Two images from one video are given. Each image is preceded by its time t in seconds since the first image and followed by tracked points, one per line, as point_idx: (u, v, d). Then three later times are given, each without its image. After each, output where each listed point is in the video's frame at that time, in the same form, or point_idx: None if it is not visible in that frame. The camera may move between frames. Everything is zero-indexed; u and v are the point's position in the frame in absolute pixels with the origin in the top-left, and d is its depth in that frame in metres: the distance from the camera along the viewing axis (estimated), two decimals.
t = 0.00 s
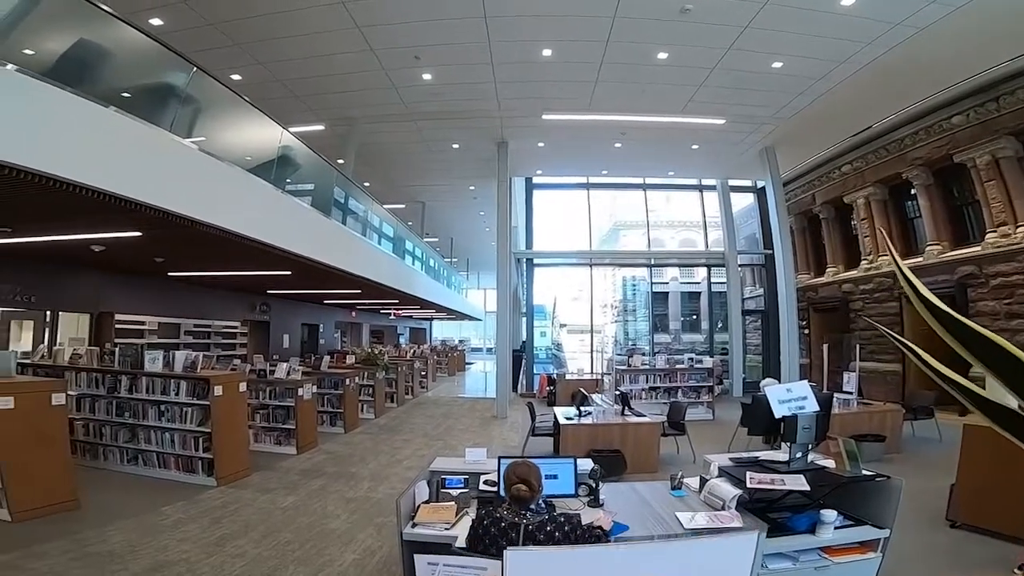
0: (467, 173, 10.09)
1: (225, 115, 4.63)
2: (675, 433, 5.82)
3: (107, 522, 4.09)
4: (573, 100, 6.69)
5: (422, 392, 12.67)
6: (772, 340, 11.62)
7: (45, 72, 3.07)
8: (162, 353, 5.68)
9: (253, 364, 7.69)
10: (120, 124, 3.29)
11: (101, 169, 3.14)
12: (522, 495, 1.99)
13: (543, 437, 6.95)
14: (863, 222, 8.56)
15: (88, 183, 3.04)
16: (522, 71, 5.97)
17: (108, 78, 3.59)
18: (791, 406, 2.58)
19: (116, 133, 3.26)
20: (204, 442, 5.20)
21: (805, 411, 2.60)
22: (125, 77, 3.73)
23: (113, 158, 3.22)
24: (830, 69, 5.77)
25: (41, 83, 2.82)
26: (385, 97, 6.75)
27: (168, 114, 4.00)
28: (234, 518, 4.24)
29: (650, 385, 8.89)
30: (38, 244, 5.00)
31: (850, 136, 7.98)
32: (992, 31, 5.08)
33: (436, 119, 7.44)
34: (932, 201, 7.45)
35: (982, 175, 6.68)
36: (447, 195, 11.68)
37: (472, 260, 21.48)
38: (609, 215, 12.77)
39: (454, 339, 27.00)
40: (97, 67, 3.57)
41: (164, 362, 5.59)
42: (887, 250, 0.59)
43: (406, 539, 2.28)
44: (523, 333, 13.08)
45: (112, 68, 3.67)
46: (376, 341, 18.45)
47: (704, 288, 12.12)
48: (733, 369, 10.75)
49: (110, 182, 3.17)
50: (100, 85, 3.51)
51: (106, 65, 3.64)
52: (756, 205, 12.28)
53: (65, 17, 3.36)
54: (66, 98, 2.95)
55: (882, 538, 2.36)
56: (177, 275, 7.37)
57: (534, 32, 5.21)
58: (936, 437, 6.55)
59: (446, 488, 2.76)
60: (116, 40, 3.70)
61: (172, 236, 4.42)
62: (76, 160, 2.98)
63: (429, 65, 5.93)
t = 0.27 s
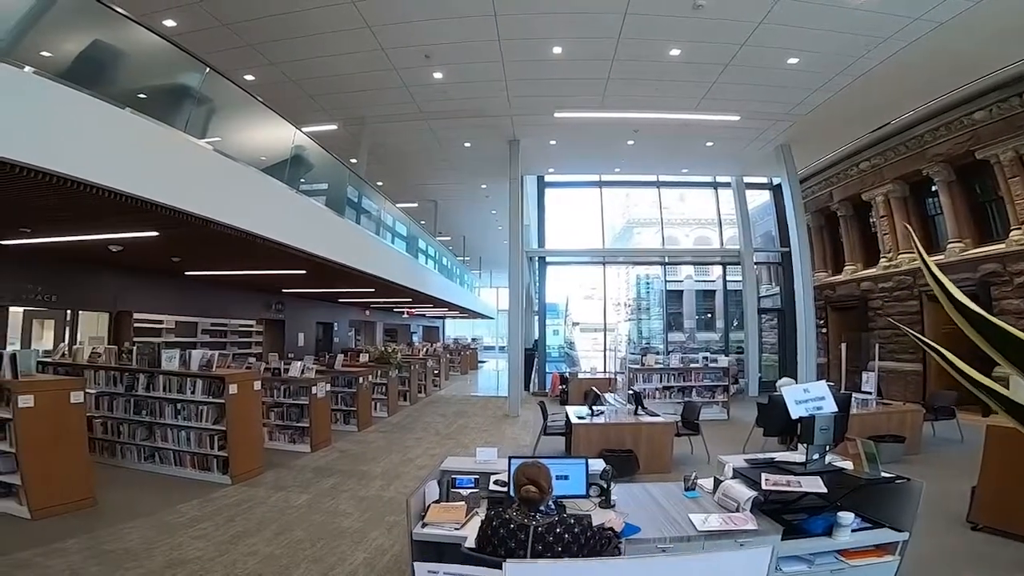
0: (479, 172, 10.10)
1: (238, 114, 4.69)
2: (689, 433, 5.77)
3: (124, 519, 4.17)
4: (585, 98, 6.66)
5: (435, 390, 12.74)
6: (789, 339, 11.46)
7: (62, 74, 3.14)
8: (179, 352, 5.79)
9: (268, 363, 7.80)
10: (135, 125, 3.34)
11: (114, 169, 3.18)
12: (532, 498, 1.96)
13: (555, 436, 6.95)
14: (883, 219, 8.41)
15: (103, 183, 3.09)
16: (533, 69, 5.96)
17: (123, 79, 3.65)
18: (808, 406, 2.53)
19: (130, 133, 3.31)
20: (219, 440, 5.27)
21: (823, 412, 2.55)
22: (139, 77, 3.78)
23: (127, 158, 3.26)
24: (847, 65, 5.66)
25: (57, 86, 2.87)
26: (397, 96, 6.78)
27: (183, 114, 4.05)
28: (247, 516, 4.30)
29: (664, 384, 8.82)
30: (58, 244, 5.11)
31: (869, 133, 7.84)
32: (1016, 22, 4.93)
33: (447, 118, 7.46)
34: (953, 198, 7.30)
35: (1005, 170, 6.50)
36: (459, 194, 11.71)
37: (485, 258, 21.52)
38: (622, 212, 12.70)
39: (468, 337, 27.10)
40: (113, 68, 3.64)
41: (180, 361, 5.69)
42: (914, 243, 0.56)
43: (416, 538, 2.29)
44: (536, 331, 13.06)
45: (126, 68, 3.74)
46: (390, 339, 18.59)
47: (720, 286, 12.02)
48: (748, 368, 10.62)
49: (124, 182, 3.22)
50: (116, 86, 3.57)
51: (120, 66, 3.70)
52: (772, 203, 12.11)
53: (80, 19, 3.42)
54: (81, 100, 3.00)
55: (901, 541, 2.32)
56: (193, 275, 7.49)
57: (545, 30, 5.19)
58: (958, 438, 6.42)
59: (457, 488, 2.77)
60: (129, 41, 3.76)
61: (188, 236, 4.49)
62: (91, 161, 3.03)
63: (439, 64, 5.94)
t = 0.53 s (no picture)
0: (502, 172, 10.12)
1: (264, 118, 4.79)
2: (716, 435, 5.65)
3: (155, 517, 4.31)
4: (606, 97, 6.61)
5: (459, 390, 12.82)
6: (821, 339, 11.14)
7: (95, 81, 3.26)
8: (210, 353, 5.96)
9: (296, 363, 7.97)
10: (164, 130, 3.43)
11: (145, 173, 3.27)
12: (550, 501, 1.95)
13: (579, 438, 6.91)
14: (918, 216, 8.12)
15: (135, 187, 3.18)
16: (553, 69, 5.94)
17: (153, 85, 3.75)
18: (842, 409, 2.46)
19: (161, 138, 3.40)
20: (247, 440, 5.41)
21: (858, 414, 2.47)
22: (168, 83, 3.88)
23: (158, 163, 3.36)
24: (881, 57, 5.46)
25: (92, 93, 2.97)
26: (419, 98, 6.84)
27: (211, 118, 4.15)
28: (273, 515, 4.39)
29: (691, 385, 8.67)
30: (95, 248, 5.30)
31: (903, 128, 7.55)
32: None
33: (469, 119, 7.49)
34: (994, 193, 7.00)
35: None
36: (482, 194, 11.75)
37: (509, 259, 21.56)
38: (647, 211, 12.55)
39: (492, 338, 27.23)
40: (141, 74, 3.74)
41: (211, 362, 5.85)
42: (960, 245, 0.74)
43: (438, 539, 2.31)
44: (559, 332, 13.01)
45: (155, 74, 3.84)
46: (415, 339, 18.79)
47: (748, 285, 11.77)
48: (779, 369, 10.35)
49: (155, 186, 3.31)
50: (145, 93, 3.68)
51: (149, 72, 3.80)
52: (803, 200, 11.80)
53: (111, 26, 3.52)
54: (115, 106, 3.11)
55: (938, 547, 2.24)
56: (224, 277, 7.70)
57: (564, 29, 5.17)
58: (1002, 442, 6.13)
59: (477, 489, 2.77)
60: (157, 47, 3.86)
61: (217, 238, 4.60)
62: (124, 165, 3.12)
63: (459, 65, 5.97)
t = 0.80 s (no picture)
0: (529, 172, 10.11)
1: (292, 122, 4.92)
2: (750, 437, 5.51)
3: (193, 515, 4.48)
4: (632, 94, 6.53)
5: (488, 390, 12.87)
6: (862, 338, 10.72)
7: (132, 88, 3.36)
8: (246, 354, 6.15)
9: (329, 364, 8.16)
10: (199, 136, 3.54)
11: (181, 178, 3.37)
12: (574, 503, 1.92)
13: (608, 439, 6.84)
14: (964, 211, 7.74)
15: (174, 192, 3.30)
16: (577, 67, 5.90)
17: (188, 93, 3.89)
18: (885, 410, 2.39)
19: (195, 144, 3.51)
20: (282, 440, 5.56)
21: (901, 416, 2.40)
22: (202, 90, 4.01)
23: (193, 168, 3.46)
24: (921, 44, 5.21)
25: (134, 102, 3.10)
26: (444, 99, 6.90)
27: (243, 124, 4.28)
28: (305, 514, 4.51)
29: (725, 385, 8.46)
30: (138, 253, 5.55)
31: (946, 120, 7.18)
32: None
33: (494, 120, 7.52)
34: None
35: None
36: (509, 195, 11.77)
37: (537, 259, 21.54)
38: (677, 208, 12.33)
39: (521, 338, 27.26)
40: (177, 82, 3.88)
41: (247, 363, 6.04)
42: None
43: (462, 542, 2.31)
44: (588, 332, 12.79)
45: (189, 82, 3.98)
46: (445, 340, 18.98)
47: (784, 282, 11.36)
48: (818, 369, 10.00)
49: (190, 190, 3.41)
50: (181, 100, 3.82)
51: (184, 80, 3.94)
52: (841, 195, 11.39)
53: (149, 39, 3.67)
54: (155, 114, 3.23)
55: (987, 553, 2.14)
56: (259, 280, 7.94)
57: (587, 27, 5.13)
58: None
59: (503, 491, 2.77)
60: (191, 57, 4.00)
61: (251, 242, 4.73)
62: (163, 171, 3.25)
63: (482, 65, 5.99)
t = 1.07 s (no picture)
0: (557, 170, 10.06)
1: (323, 126, 5.02)
2: (789, 437, 5.33)
3: (233, 513, 4.65)
4: (660, 90, 6.41)
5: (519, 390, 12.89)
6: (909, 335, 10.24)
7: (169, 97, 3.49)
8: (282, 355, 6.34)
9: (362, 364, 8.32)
10: (234, 143, 3.67)
11: (217, 184, 3.50)
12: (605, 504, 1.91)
13: (639, 439, 6.75)
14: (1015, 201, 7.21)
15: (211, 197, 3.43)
16: (602, 64, 5.84)
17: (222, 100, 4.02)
18: (932, 409, 2.28)
19: (231, 150, 3.64)
20: (317, 439, 5.71)
21: (950, 416, 2.29)
22: (235, 96, 4.14)
23: (229, 174, 3.59)
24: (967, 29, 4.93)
25: (173, 111, 3.24)
26: (470, 100, 6.94)
27: (275, 129, 4.40)
28: (338, 512, 4.62)
29: (762, 385, 8.21)
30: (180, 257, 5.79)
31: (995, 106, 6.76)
32: None
33: (520, 118, 7.52)
34: None
35: None
36: (537, 194, 11.74)
37: (566, 258, 21.42)
38: (710, 204, 12.05)
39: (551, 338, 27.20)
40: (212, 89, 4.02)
41: (283, 363, 6.22)
42: None
43: (490, 541, 2.32)
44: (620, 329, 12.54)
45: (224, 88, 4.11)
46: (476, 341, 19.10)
47: (824, 278, 11.04)
48: (861, 367, 9.59)
49: (226, 195, 3.54)
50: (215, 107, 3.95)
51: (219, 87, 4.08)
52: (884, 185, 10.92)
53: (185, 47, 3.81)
54: (193, 122, 3.36)
55: None
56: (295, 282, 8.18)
57: (611, 24, 5.07)
58: None
59: (531, 490, 2.77)
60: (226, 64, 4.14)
61: (286, 245, 4.87)
62: (201, 178, 3.38)
63: (506, 65, 6.00)
